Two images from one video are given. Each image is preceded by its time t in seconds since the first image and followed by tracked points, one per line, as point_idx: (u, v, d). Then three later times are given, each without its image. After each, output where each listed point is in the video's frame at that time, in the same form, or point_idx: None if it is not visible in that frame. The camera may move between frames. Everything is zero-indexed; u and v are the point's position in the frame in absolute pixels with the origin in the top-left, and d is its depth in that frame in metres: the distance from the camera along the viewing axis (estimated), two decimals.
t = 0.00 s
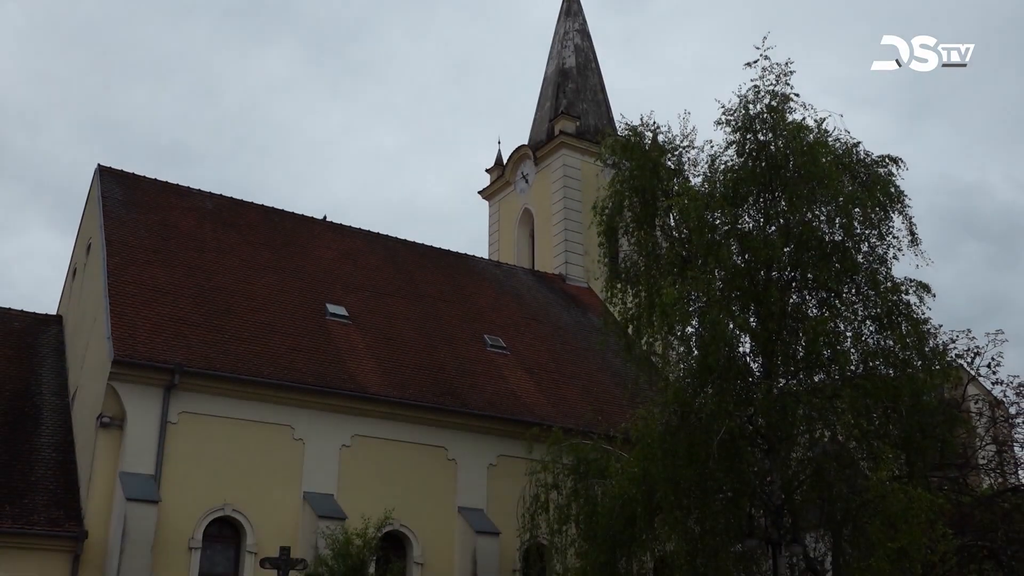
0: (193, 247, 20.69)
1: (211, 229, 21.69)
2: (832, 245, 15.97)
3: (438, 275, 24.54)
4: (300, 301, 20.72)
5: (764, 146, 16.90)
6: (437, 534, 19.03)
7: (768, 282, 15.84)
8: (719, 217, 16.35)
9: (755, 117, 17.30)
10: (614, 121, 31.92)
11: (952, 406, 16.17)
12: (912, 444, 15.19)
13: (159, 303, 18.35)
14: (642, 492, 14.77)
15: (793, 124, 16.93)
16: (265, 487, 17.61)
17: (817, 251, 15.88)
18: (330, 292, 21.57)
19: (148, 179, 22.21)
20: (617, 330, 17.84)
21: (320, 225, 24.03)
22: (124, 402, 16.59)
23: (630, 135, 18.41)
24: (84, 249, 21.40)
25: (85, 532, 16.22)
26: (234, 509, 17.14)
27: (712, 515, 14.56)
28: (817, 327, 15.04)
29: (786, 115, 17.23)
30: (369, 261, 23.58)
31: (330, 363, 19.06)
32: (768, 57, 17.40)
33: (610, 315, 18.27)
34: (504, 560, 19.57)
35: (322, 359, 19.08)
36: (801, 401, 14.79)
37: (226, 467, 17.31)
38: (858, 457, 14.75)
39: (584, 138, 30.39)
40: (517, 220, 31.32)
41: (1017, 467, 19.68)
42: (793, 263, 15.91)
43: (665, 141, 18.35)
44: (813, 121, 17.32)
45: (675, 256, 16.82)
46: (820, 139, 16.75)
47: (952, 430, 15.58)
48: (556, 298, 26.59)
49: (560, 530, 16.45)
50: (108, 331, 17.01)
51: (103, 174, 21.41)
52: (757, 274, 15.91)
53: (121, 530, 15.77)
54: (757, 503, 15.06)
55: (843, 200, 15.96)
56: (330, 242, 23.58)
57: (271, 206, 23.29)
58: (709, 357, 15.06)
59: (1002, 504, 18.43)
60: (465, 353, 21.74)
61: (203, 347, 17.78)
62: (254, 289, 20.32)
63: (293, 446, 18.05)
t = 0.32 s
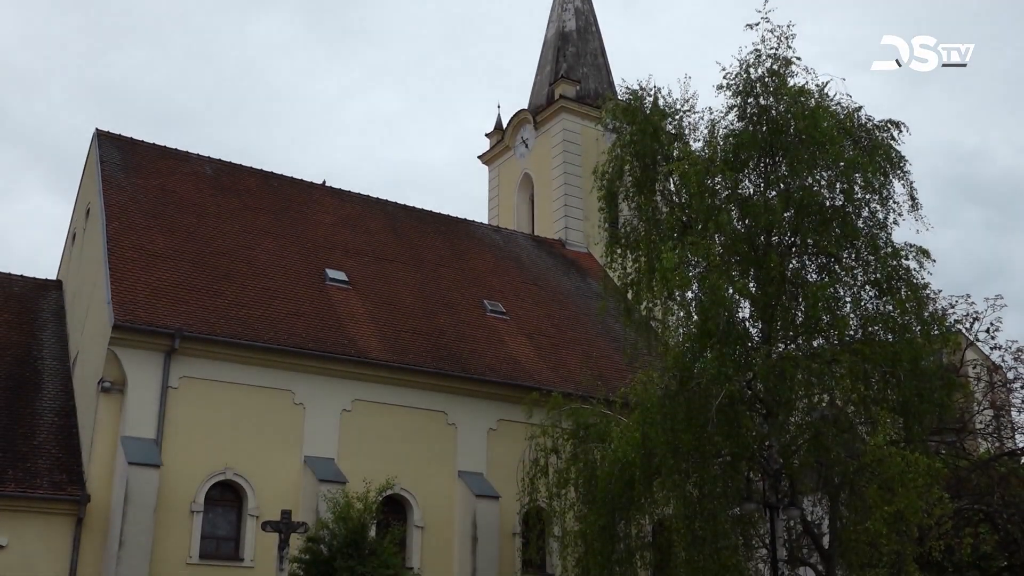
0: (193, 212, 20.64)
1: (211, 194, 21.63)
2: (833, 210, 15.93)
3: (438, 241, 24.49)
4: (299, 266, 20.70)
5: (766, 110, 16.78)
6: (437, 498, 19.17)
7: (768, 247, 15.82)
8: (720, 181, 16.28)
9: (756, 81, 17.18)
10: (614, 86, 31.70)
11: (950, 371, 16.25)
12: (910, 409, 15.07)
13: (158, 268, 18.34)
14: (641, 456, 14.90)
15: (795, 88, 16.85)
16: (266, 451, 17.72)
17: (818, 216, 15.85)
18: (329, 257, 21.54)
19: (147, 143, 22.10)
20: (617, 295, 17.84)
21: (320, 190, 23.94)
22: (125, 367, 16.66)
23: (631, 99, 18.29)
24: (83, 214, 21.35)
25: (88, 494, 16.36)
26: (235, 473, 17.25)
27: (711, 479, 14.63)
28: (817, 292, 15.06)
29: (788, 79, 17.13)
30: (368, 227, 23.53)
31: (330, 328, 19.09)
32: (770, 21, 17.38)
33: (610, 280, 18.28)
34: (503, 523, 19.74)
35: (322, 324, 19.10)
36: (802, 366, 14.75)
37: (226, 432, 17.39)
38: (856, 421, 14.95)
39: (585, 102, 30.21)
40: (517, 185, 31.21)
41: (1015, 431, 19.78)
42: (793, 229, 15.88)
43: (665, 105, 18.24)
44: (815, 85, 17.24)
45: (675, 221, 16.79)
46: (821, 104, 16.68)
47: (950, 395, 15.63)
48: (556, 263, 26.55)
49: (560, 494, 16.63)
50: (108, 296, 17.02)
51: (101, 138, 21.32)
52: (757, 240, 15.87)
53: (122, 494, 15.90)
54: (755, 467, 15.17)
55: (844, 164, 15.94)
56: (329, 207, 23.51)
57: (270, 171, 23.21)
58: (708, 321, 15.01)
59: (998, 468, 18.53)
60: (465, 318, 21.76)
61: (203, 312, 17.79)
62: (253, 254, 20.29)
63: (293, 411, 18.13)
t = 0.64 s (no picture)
0: (192, 187, 20.57)
1: (210, 169, 21.55)
2: (833, 184, 15.90)
3: (438, 216, 24.44)
4: (299, 241, 20.66)
5: (766, 84, 16.69)
6: (437, 473, 19.25)
7: (768, 222, 15.79)
8: (720, 156, 16.22)
9: (758, 55, 17.07)
10: (615, 60, 31.53)
11: (948, 346, 16.32)
12: (908, 382, 15.16)
13: (158, 243, 18.30)
14: (641, 431, 14.96)
15: (796, 63, 16.78)
16: (267, 426, 17.77)
17: (818, 190, 15.82)
18: (329, 232, 21.50)
19: (146, 118, 21.99)
20: (617, 270, 17.84)
21: (319, 165, 23.86)
22: (125, 342, 16.69)
23: (631, 73, 18.16)
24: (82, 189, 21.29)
25: (89, 469, 16.43)
26: (236, 447, 17.32)
27: (710, 453, 14.68)
28: (816, 267, 15.06)
29: (789, 53, 17.06)
30: (368, 202, 23.46)
31: (330, 304, 19.08)
32: None
33: (609, 255, 18.26)
34: (503, 497, 19.85)
35: (322, 299, 19.09)
36: (801, 341, 14.80)
37: (227, 407, 17.44)
38: (855, 396, 15.07)
39: (585, 76, 30.06)
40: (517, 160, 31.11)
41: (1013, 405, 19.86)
42: (793, 203, 15.84)
43: (666, 79, 18.13)
44: (815, 59, 17.17)
45: (676, 196, 16.78)
46: (822, 78, 16.63)
47: (949, 368, 15.70)
48: (556, 238, 26.53)
49: (560, 469, 16.74)
50: (107, 272, 17.00)
51: (99, 113, 21.21)
52: (757, 215, 15.86)
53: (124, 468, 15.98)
54: (755, 441, 15.25)
55: (845, 138, 15.88)
56: (329, 182, 23.43)
57: (269, 146, 23.11)
58: (708, 295, 14.93)
59: (995, 443, 18.62)
60: (465, 293, 21.76)
61: (203, 287, 17.78)
62: (253, 229, 20.26)
63: (293, 385, 18.17)
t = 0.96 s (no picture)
0: (192, 167, 20.52)
1: (210, 148, 21.49)
2: (833, 162, 15.86)
3: (438, 195, 24.39)
4: (299, 221, 20.63)
5: (767, 62, 16.60)
6: (437, 451, 19.32)
7: (769, 201, 15.77)
8: (720, 136, 16.18)
9: (758, 34, 16.99)
10: (615, 38, 31.37)
11: (947, 325, 16.34)
12: (907, 361, 15.17)
13: (158, 222, 18.27)
14: (640, 410, 15.03)
15: (797, 42, 16.70)
16: (267, 405, 17.81)
17: (818, 169, 15.79)
18: (329, 212, 21.46)
19: (144, 97, 21.90)
20: (616, 250, 17.84)
21: (319, 144, 23.78)
22: (125, 321, 16.70)
23: (632, 52, 18.06)
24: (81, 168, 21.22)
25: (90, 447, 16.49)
26: (236, 426, 17.37)
27: (708, 432, 14.73)
28: (817, 246, 15.02)
29: (790, 32, 16.97)
30: (368, 181, 23.41)
31: (330, 283, 19.08)
32: None
33: (609, 235, 18.24)
34: (503, 476, 19.94)
35: (322, 279, 19.09)
36: (801, 320, 14.82)
37: (227, 385, 17.47)
38: (854, 375, 15.08)
39: (585, 54, 29.92)
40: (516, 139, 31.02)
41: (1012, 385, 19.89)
42: (794, 182, 15.81)
43: (667, 58, 18.04)
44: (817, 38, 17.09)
45: (676, 175, 16.75)
46: (823, 57, 16.56)
47: (948, 347, 15.74)
48: (556, 217, 26.49)
49: (559, 448, 16.81)
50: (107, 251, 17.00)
51: (98, 92, 21.12)
52: (757, 194, 15.82)
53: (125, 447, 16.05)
54: (754, 420, 15.30)
55: (846, 117, 15.84)
56: (329, 161, 23.36)
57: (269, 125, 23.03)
58: (708, 276, 14.93)
59: (993, 422, 18.67)
60: (465, 272, 21.74)
61: (202, 266, 17.78)
62: (252, 208, 20.22)
63: (293, 365, 18.20)
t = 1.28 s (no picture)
0: (190, 139, 20.43)
1: (208, 121, 21.39)
2: (834, 136, 15.80)
3: (437, 169, 24.32)
4: (298, 194, 20.58)
5: (768, 34, 16.50)
6: (437, 424, 19.38)
7: (769, 174, 15.72)
8: (721, 108, 16.07)
9: (760, 6, 16.87)
10: (615, 10, 31.15)
11: (946, 298, 16.34)
12: (906, 335, 15.20)
13: (157, 196, 18.23)
14: (639, 382, 15.06)
15: (798, 13, 16.59)
16: (267, 378, 17.85)
17: (819, 142, 15.74)
18: (328, 185, 21.41)
19: (142, 69, 21.77)
20: (616, 223, 17.82)
21: (318, 117, 23.65)
22: (124, 294, 16.70)
23: (632, 24, 17.92)
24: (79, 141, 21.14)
25: (91, 420, 16.55)
26: (237, 399, 17.42)
27: (707, 405, 14.81)
28: (817, 219, 14.99)
29: (791, 4, 16.84)
30: (368, 154, 23.32)
31: (330, 256, 19.06)
32: None
33: (609, 208, 18.19)
34: (503, 448, 20.03)
35: (321, 252, 19.07)
36: (800, 294, 14.81)
37: (227, 359, 17.50)
38: (853, 348, 15.09)
39: (585, 27, 29.73)
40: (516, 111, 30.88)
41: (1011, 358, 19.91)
42: (794, 155, 15.75)
43: (668, 30, 17.92)
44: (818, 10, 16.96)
45: (676, 147, 16.68)
46: (825, 29, 16.44)
47: (948, 321, 15.76)
48: (555, 190, 26.43)
49: (559, 421, 16.88)
50: (107, 224, 16.98)
51: (96, 64, 21.00)
52: (757, 166, 15.76)
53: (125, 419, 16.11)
54: (754, 393, 15.35)
55: (848, 90, 15.77)
56: (328, 134, 23.25)
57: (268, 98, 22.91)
58: (708, 249, 14.91)
59: (991, 395, 18.73)
60: (465, 246, 21.72)
61: (202, 239, 17.76)
62: (252, 181, 20.17)
63: (293, 338, 18.22)
